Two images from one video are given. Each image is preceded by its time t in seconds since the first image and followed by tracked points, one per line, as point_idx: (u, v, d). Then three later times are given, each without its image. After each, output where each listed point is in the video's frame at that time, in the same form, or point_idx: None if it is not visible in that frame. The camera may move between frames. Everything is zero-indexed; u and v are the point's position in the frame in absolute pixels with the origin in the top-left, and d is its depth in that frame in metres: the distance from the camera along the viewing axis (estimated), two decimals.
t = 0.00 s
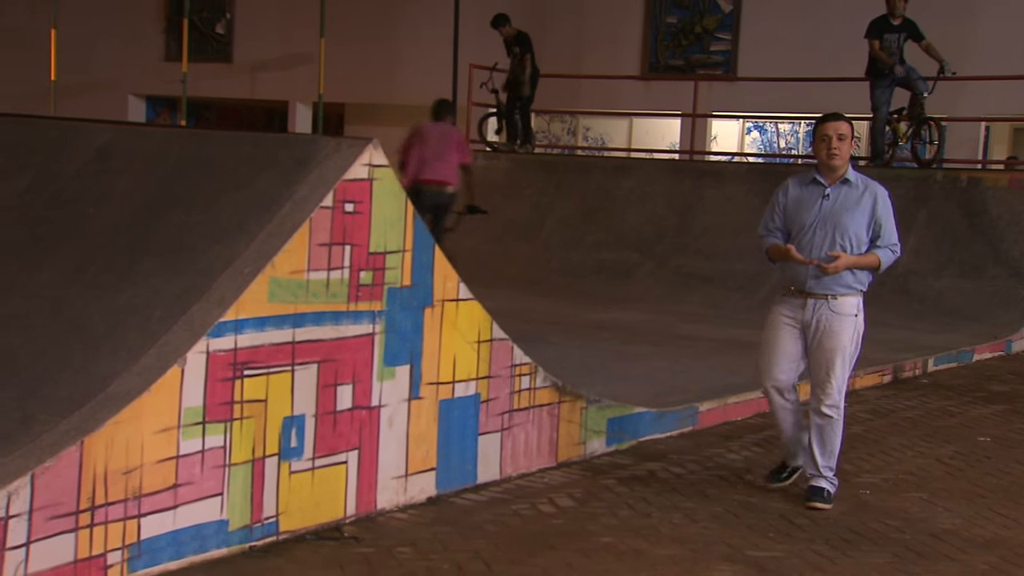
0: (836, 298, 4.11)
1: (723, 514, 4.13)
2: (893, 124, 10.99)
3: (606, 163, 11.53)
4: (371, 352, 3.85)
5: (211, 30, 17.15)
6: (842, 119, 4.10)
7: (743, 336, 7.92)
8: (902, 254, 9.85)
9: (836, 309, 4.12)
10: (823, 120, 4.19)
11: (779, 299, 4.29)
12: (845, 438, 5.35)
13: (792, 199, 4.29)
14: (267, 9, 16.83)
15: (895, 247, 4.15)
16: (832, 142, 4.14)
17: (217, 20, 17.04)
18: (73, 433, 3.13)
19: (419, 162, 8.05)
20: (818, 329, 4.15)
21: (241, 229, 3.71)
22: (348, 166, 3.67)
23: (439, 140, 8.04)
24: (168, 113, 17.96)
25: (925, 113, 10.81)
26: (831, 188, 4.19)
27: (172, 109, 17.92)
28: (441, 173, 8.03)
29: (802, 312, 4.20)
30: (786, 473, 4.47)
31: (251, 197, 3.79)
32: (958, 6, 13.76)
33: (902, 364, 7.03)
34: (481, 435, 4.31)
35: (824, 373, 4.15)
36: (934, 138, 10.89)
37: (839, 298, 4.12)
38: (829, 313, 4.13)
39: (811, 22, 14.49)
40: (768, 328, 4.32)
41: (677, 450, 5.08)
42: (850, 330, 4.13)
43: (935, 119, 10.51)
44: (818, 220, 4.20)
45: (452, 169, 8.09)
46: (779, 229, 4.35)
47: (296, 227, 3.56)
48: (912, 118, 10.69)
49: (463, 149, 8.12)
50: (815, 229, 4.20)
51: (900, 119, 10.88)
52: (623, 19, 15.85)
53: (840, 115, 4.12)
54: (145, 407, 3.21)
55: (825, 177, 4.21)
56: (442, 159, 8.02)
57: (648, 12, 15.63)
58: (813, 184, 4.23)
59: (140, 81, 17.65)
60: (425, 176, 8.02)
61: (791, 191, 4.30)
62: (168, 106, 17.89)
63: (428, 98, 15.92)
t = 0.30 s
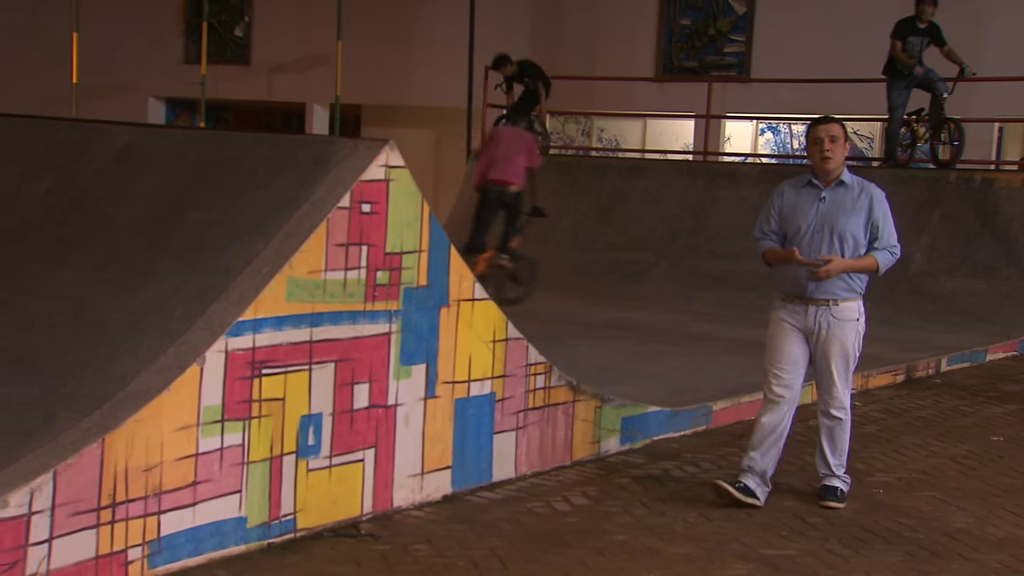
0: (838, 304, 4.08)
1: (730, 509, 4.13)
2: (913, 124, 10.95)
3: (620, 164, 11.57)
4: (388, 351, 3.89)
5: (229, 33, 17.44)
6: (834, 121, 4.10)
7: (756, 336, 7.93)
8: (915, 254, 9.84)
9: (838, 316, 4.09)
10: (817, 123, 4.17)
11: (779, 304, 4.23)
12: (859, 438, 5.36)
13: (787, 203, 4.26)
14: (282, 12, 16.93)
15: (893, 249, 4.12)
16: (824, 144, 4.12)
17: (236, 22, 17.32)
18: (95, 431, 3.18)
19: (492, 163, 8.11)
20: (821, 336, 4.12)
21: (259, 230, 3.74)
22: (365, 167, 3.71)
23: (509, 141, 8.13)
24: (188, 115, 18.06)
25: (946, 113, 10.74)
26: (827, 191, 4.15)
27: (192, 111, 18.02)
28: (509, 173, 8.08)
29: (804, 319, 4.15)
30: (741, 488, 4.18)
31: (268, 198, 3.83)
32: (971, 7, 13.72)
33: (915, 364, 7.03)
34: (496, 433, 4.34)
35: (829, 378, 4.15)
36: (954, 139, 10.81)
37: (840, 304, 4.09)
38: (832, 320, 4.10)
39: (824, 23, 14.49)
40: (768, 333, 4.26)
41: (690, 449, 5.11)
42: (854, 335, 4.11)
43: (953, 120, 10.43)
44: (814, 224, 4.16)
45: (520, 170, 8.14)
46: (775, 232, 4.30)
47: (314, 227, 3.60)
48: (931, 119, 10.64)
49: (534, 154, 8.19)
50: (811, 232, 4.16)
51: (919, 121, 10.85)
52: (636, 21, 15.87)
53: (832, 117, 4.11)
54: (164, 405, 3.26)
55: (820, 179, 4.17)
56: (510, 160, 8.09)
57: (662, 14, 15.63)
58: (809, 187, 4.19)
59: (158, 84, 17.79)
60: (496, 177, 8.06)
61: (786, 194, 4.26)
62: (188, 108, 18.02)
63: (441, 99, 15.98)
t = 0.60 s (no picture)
0: (823, 302, 4.01)
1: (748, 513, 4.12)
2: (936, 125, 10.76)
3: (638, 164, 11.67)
4: (407, 350, 3.93)
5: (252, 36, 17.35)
6: (808, 116, 3.98)
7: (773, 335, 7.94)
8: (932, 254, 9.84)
9: (825, 313, 4.02)
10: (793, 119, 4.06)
11: (763, 303, 4.15)
12: (876, 437, 5.36)
13: (768, 200, 4.17)
14: (302, 14, 17.04)
15: (875, 244, 4.05)
16: (801, 140, 4.02)
17: (258, 25, 17.26)
18: (120, 427, 3.24)
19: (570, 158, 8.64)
20: (810, 338, 4.04)
21: (282, 230, 3.78)
22: (385, 168, 3.77)
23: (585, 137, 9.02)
24: (210, 116, 18.32)
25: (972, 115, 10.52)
26: (810, 186, 4.05)
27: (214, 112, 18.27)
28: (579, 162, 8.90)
29: (789, 319, 4.06)
30: (755, 500, 4.14)
31: (291, 198, 3.87)
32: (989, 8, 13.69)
33: (932, 363, 7.02)
34: (515, 431, 4.37)
35: (823, 380, 4.07)
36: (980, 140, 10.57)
37: (825, 301, 4.02)
38: (818, 318, 4.02)
39: (841, 25, 14.49)
40: (755, 342, 4.18)
41: (708, 447, 5.13)
42: (842, 332, 4.05)
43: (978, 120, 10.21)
44: (797, 219, 4.06)
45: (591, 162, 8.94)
46: (757, 230, 4.21)
47: (335, 227, 3.65)
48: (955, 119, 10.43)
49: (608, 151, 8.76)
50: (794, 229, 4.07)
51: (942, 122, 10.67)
52: (653, 23, 15.90)
53: (807, 113, 4.00)
54: (188, 403, 3.31)
55: (802, 175, 4.08)
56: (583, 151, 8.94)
57: (679, 16, 15.66)
58: (791, 183, 4.10)
59: (179, 85, 17.94)
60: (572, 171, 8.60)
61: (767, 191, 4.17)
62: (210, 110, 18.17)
63: (459, 100, 16.04)
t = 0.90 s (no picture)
0: (815, 297, 3.95)
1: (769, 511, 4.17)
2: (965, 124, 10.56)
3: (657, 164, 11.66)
4: (431, 348, 3.98)
5: (278, 37, 17.55)
6: (795, 116, 3.96)
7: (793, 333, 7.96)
8: (952, 254, 9.83)
9: (816, 308, 3.96)
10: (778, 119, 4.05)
11: (758, 303, 4.11)
12: (896, 435, 5.37)
13: (760, 200, 4.15)
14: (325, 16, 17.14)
15: (871, 242, 4.02)
16: (788, 141, 4.00)
17: (285, 27, 17.43)
18: (150, 423, 3.30)
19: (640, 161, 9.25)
20: (802, 332, 3.98)
21: (308, 229, 3.83)
22: (409, 168, 3.82)
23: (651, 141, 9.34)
24: (237, 117, 18.34)
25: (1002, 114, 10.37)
26: (801, 186, 4.03)
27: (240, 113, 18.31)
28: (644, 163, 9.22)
29: (783, 316, 4.02)
30: (775, 497, 4.19)
31: (316, 198, 3.92)
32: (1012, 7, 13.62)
33: (953, 362, 7.02)
34: (537, 428, 4.42)
35: (810, 373, 3.96)
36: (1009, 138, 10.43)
37: (817, 297, 3.96)
38: (809, 313, 3.97)
39: (862, 25, 14.45)
40: (755, 340, 4.16)
41: (728, 444, 5.16)
42: (834, 327, 3.95)
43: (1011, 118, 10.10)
44: (790, 219, 4.05)
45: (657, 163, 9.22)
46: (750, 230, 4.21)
47: (359, 227, 3.71)
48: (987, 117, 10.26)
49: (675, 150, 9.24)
50: (787, 229, 4.05)
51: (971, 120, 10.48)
52: (674, 23, 15.91)
53: (792, 112, 3.96)
54: (216, 399, 3.37)
55: (793, 175, 4.06)
56: (650, 154, 9.24)
57: (700, 17, 15.66)
58: (783, 183, 4.08)
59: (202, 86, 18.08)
60: (641, 173, 9.20)
61: (760, 191, 4.15)
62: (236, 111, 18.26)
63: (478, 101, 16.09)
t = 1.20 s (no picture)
0: (805, 303, 3.94)
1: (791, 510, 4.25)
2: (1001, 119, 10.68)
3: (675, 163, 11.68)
4: (453, 344, 4.03)
5: (302, 38, 17.64)
6: (800, 118, 3.97)
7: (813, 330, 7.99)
8: (971, 252, 9.82)
9: (805, 313, 3.95)
10: (784, 121, 4.06)
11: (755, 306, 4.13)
12: (916, 432, 5.39)
13: (762, 203, 4.15)
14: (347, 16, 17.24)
15: (874, 246, 3.96)
16: (790, 142, 4.00)
17: (309, 27, 17.52)
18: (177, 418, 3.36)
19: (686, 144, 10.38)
20: (789, 335, 3.98)
21: (332, 226, 3.88)
22: (432, 166, 3.87)
23: (691, 124, 10.32)
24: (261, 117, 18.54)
25: None
26: (801, 189, 4.02)
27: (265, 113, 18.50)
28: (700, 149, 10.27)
29: (773, 319, 4.03)
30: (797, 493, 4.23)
31: (341, 196, 3.98)
32: None
33: (973, 359, 7.03)
34: (558, 424, 4.46)
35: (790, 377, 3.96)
36: None
37: (808, 303, 3.95)
38: (798, 318, 3.96)
39: (881, 24, 14.43)
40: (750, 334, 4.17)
41: (748, 441, 5.19)
42: (822, 335, 3.94)
43: None
44: (787, 223, 4.04)
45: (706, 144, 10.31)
46: (756, 235, 4.23)
47: (382, 225, 3.76)
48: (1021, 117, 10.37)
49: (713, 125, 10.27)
50: (784, 233, 4.04)
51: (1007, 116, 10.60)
52: (695, 23, 15.90)
53: (797, 114, 3.97)
54: (242, 394, 3.44)
55: (794, 179, 4.06)
56: (696, 138, 10.30)
57: (720, 16, 15.68)
58: (784, 186, 4.08)
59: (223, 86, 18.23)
60: (698, 162, 10.27)
61: (763, 194, 4.15)
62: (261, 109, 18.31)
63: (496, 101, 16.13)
